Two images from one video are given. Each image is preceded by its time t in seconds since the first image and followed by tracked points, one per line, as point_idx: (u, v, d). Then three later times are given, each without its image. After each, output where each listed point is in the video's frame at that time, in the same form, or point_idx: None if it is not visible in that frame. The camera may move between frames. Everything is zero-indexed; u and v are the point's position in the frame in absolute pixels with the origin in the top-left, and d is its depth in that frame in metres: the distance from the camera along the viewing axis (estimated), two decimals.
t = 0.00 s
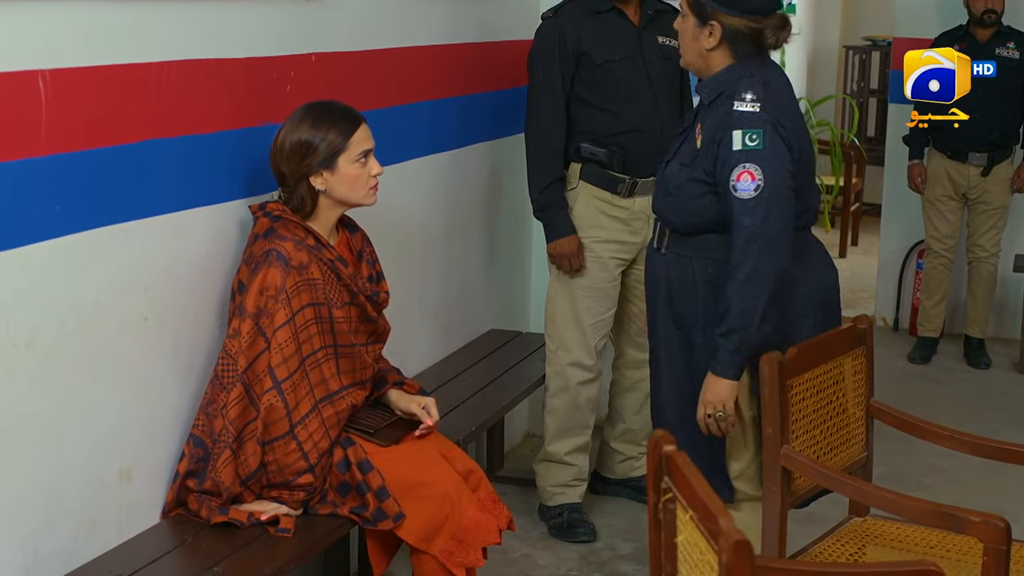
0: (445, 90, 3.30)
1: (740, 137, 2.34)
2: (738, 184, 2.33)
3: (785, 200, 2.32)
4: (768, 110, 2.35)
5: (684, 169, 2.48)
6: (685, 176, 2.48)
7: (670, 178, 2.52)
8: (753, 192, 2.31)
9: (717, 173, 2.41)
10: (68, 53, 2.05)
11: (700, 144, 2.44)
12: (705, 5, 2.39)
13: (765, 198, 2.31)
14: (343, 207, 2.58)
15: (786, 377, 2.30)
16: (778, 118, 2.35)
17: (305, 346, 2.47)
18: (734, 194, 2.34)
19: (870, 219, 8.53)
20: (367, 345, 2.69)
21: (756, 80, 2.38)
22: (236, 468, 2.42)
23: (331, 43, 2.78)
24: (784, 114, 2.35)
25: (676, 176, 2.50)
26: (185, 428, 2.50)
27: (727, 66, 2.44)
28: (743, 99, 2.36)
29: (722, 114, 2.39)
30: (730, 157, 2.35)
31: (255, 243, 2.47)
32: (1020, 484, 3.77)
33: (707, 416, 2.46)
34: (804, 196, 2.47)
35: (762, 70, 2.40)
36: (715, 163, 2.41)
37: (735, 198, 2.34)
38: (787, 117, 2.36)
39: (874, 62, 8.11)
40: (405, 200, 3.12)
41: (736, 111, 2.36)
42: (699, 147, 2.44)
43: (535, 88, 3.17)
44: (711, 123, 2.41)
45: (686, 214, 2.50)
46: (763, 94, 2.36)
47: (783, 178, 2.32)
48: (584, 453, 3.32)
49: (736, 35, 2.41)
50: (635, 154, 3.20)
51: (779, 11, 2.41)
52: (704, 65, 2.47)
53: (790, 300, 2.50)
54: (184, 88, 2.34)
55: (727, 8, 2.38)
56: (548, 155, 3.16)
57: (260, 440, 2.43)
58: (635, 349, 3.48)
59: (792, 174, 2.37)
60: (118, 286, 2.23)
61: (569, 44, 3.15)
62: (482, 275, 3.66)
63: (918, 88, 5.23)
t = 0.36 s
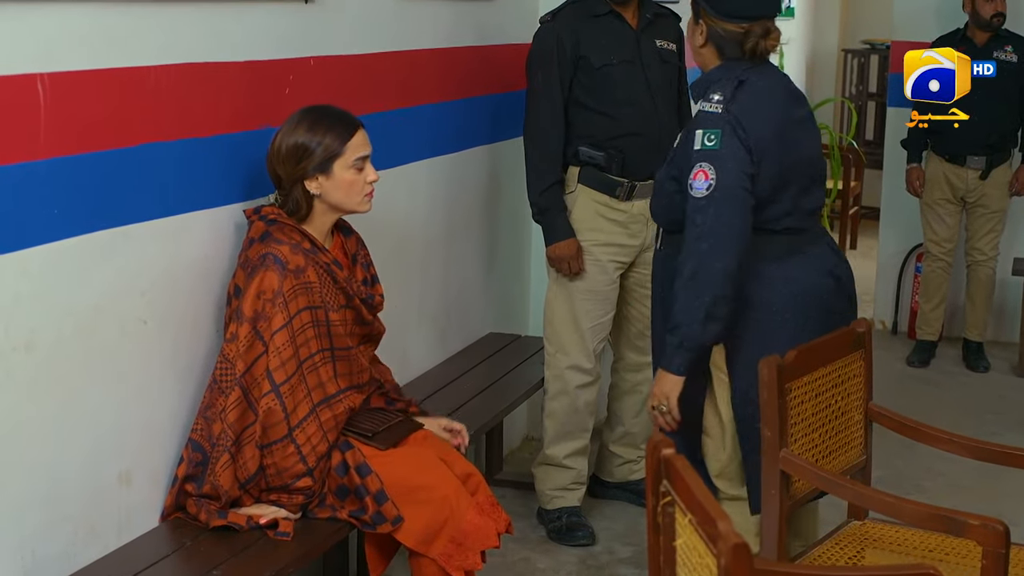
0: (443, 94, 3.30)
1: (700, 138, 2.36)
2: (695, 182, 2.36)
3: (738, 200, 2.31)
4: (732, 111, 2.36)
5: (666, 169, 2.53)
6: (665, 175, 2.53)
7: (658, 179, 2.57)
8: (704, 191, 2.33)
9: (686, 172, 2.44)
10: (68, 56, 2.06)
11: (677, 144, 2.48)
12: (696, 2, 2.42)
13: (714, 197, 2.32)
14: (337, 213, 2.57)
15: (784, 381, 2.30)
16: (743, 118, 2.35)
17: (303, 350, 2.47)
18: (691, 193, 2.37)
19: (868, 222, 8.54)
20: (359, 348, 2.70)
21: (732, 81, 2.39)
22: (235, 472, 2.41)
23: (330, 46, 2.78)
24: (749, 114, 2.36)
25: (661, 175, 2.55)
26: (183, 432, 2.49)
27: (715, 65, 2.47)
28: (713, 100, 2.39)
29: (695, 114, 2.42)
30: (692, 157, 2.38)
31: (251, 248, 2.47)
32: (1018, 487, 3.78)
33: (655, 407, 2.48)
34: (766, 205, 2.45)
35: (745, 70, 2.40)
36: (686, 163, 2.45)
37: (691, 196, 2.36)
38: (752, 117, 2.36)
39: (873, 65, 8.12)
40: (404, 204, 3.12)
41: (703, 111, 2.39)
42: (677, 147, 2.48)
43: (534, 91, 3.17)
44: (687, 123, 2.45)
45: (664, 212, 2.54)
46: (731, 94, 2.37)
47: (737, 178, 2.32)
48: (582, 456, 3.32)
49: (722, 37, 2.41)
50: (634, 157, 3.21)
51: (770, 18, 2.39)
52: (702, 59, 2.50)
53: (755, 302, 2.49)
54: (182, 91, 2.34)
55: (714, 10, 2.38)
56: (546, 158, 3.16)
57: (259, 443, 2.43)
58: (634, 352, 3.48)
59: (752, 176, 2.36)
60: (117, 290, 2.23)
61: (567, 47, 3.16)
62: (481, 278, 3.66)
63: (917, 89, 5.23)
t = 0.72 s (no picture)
0: (441, 99, 3.30)
1: (711, 130, 2.45)
2: (701, 173, 2.45)
3: (738, 193, 2.39)
4: (742, 106, 2.42)
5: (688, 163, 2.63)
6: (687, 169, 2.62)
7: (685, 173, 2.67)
8: (707, 181, 2.42)
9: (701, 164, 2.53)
10: (66, 61, 2.06)
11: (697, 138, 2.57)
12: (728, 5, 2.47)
13: (715, 187, 2.40)
14: (340, 223, 2.58)
15: (782, 385, 2.30)
16: (751, 114, 2.41)
17: (302, 356, 2.47)
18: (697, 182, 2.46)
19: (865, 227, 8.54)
20: (362, 359, 2.70)
21: (745, 78, 2.46)
22: (233, 477, 2.41)
23: (326, 51, 2.78)
24: (758, 111, 2.41)
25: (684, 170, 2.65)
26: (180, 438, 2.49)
27: (744, 67, 2.50)
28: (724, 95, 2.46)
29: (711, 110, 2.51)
30: (702, 149, 2.47)
31: (254, 251, 2.48)
32: (1014, 493, 3.78)
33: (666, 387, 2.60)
34: (770, 202, 2.49)
35: (761, 70, 2.46)
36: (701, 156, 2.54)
37: (698, 186, 2.46)
38: (761, 114, 2.41)
39: (870, 71, 8.13)
40: (400, 209, 3.11)
41: (716, 106, 2.47)
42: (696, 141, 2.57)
43: (530, 96, 3.17)
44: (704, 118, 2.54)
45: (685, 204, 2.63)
46: (743, 91, 2.43)
47: (739, 171, 2.39)
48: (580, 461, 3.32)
49: (751, 40, 2.46)
50: (629, 162, 3.20)
51: (800, 23, 2.44)
52: (731, 62, 2.55)
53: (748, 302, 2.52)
54: (178, 96, 2.33)
55: (745, 13, 2.44)
56: (544, 163, 3.15)
57: (257, 448, 2.43)
58: (631, 356, 3.48)
59: (756, 171, 2.42)
60: (113, 295, 2.23)
61: (564, 50, 3.16)
62: (478, 283, 3.66)
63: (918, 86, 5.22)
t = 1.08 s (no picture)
0: (439, 105, 3.30)
1: (754, 129, 2.52)
2: (742, 168, 2.52)
3: (774, 190, 2.46)
4: (784, 107, 2.48)
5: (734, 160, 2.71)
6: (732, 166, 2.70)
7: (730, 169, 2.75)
8: (747, 177, 2.49)
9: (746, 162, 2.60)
10: (62, 67, 2.06)
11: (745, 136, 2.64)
12: (787, 15, 2.52)
13: (753, 183, 2.48)
14: (342, 236, 2.57)
15: (779, 392, 2.30)
16: (793, 115, 2.47)
17: (300, 363, 2.47)
18: (738, 177, 2.53)
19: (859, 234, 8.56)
20: (361, 368, 2.70)
21: (793, 81, 2.52)
22: (229, 482, 2.41)
23: (322, 58, 2.78)
24: (800, 113, 2.47)
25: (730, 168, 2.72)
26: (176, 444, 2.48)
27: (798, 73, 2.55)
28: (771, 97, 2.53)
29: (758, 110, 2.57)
30: (744, 146, 2.54)
31: (256, 257, 2.49)
32: (1009, 500, 3.79)
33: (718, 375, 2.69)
34: (809, 198, 2.52)
35: (809, 75, 2.51)
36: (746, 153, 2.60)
37: (739, 180, 2.53)
38: (802, 116, 2.47)
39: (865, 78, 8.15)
40: (398, 216, 3.12)
41: (761, 106, 2.54)
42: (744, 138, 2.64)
43: (528, 102, 3.17)
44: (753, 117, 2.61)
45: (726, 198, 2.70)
46: (789, 93, 2.50)
47: (775, 170, 2.46)
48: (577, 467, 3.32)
49: (812, 49, 2.52)
50: (625, 168, 3.21)
51: (858, 29, 2.51)
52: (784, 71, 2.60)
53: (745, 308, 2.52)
54: (176, 102, 2.34)
55: (805, 23, 2.49)
56: (541, 168, 3.15)
57: (254, 454, 2.43)
58: (628, 362, 3.48)
59: (793, 170, 2.48)
60: (110, 301, 2.23)
61: (561, 56, 3.15)
62: (475, 289, 3.66)
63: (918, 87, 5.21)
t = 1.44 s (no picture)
0: (437, 112, 3.31)
1: (771, 122, 2.54)
2: (751, 155, 2.53)
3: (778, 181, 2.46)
4: (805, 106, 2.51)
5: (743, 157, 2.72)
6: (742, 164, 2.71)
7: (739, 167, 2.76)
8: (754, 162, 2.50)
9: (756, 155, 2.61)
10: (58, 76, 2.05)
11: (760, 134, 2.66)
12: (822, 23, 2.52)
13: (759, 168, 2.48)
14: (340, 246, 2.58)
15: (775, 399, 2.30)
16: (813, 114, 2.49)
17: (295, 371, 2.47)
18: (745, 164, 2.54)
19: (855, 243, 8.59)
20: (358, 376, 2.70)
21: (820, 83, 2.54)
22: (225, 490, 2.41)
23: (320, 66, 2.78)
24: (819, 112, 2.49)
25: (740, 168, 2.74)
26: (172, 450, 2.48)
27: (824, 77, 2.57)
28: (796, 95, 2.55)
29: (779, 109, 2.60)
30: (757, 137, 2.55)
31: (253, 264, 2.49)
32: (1004, 507, 3.79)
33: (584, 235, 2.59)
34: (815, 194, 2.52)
35: (834, 77, 2.54)
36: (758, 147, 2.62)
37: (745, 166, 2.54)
38: (823, 116, 2.49)
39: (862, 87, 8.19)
40: (396, 223, 3.12)
41: (783, 103, 2.56)
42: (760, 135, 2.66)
43: (525, 109, 3.18)
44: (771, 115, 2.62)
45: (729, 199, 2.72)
46: (812, 93, 2.53)
47: (785, 160, 2.46)
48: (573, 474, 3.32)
49: (847, 54, 2.55)
50: (621, 176, 3.21)
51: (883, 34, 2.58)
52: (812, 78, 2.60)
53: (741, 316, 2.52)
54: (173, 109, 2.34)
55: (841, 29, 2.51)
56: (538, 175, 3.15)
57: (251, 461, 2.43)
58: (625, 369, 3.48)
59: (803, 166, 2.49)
60: (106, 309, 2.23)
61: (559, 63, 3.17)
62: (473, 296, 3.67)
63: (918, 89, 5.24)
